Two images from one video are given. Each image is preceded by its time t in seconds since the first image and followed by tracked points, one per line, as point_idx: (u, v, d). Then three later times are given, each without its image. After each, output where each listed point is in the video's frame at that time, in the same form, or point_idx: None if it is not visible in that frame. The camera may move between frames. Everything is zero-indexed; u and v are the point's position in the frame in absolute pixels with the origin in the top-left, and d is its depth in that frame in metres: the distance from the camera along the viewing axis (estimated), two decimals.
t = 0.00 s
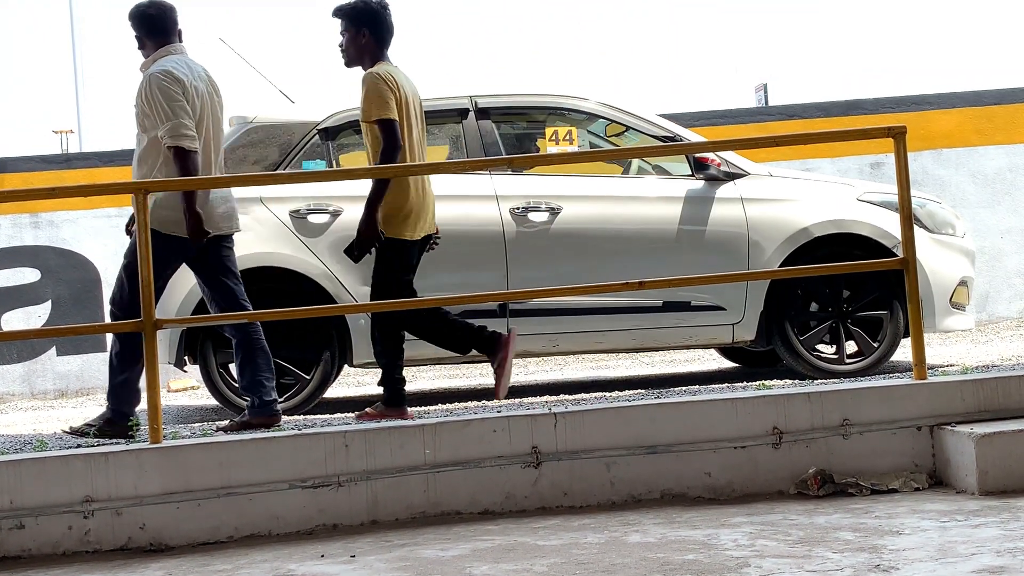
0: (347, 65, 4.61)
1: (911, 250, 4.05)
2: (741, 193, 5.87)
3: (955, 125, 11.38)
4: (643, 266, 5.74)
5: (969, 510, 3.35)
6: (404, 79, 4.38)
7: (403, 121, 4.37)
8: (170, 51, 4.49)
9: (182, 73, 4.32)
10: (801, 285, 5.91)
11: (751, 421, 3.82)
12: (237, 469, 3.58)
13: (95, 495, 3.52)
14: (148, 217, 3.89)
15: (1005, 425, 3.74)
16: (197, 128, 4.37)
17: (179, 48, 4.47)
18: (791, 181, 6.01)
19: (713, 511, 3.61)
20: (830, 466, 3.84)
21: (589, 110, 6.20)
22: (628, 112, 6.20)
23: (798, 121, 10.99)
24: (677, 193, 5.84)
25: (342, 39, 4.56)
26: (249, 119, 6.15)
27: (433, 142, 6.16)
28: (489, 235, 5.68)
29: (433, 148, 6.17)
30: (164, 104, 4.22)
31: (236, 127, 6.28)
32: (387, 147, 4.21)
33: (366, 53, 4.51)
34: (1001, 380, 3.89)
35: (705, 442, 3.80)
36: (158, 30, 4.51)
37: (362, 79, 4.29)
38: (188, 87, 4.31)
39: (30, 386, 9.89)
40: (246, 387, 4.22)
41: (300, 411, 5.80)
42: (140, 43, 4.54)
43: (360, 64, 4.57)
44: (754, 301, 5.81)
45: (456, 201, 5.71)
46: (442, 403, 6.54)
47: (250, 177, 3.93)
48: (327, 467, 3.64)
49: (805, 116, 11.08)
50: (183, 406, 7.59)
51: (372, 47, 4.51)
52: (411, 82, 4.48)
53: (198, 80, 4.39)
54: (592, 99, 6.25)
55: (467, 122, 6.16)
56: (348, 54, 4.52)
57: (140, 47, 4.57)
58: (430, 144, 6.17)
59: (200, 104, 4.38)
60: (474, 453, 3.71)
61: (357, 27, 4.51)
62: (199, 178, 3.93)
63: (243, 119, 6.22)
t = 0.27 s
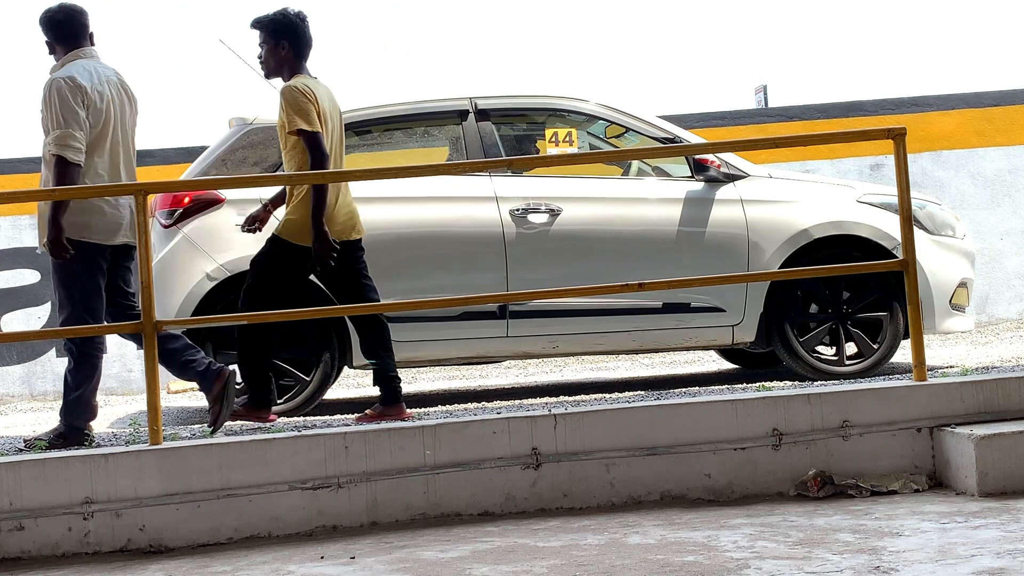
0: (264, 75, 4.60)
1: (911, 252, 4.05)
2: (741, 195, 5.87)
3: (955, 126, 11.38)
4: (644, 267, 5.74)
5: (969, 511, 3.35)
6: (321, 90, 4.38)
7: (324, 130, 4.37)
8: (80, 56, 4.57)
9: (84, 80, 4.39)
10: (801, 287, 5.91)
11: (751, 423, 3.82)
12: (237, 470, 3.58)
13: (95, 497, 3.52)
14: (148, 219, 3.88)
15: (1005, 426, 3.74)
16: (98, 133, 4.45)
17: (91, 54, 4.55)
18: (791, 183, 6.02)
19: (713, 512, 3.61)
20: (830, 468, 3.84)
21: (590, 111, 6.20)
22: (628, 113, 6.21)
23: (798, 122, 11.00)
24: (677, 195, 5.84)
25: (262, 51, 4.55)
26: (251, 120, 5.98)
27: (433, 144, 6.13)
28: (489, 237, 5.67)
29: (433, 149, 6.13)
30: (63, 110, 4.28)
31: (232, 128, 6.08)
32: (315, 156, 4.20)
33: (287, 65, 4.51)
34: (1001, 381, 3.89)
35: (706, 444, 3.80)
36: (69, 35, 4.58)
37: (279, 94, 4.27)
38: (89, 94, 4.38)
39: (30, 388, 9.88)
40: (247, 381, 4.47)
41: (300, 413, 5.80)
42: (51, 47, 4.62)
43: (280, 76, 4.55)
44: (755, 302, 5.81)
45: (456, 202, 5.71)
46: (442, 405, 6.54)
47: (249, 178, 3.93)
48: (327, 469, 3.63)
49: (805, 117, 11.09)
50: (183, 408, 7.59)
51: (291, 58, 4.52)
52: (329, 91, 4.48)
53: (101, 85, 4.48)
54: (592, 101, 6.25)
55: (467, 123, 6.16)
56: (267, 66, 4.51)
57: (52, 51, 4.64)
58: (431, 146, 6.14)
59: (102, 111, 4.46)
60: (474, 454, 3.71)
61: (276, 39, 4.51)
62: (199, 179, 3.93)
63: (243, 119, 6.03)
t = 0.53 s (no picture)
0: (161, 86, 4.62)
1: (911, 252, 4.05)
2: (741, 196, 5.87)
3: (955, 127, 11.38)
4: (643, 268, 5.74)
5: (968, 512, 3.35)
6: (219, 103, 4.44)
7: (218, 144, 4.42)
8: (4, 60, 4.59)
9: None
10: (801, 287, 5.91)
11: (751, 423, 3.82)
12: (238, 471, 3.58)
13: (95, 498, 3.52)
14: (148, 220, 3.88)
15: (1005, 427, 3.74)
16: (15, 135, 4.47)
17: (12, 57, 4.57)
18: (791, 184, 6.02)
19: (712, 513, 3.61)
20: (830, 468, 3.84)
21: (589, 112, 6.20)
22: (627, 114, 6.21)
23: (798, 123, 11.01)
24: (677, 196, 5.84)
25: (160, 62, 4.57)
26: (248, 121, 6.03)
27: (433, 144, 6.15)
28: (488, 237, 5.67)
29: (433, 149, 6.17)
30: None
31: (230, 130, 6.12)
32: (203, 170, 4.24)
33: (185, 75, 4.53)
34: (1001, 382, 3.89)
35: (705, 445, 3.80)
36: None
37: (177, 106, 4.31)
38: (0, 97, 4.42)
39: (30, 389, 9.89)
40: (195, 400, 4.61)
41: (300, 414, 5.80)
42: None
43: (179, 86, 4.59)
44: (754, 303, 5.81)
45: (455, 203, 5.71)
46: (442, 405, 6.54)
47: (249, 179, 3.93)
48: (327, 470, 3.63)
49: (805, 118, 11.09)
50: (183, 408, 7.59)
51: (189, 68, 4.54)
52: (228, 100, 4.53)
53: (18, 87, 4.50)
54: (592, 101, 6.25)
55: (467, 124, 6.15)
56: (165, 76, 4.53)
57: None
58: (430, 146, 6.17)
59: (20, 113, 4.48)
60: (474, 455, 3.70)
61: (175, 51, 4.53)
62: (199, 180, 3.93)
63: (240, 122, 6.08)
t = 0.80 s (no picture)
0: (71, 93, 4.74)
1: (911, 253, 4.05)
2: (741, 196, 5.87)
3: (955, 127, 11.39)
4: (644, 269, 5.74)
5: (969, 512, 3.36)
6: (130, 112, 4.63)
7: (127, 153, 4.58)
8: None
9: None
10: (801, 288, 5.91)
11: (751, 424, 3.82)
12: (237, 471, 3.58)
13: (95, 498, 3.52)
14: (149, 221, 3.88)
15: (1005, 428, 3.74)
16: None
17: None
18: (791, 184, 6.02)
19: (712, 513, 3.61)
20: (830, 469, 3.84)
21: (589, 112, 6.20)
22: (627, 114, 6.21)
23: (798, 123, 11.02)
24: (677, 196, 5.84)
25: (70, 69, 4.71)
26: (250, 121, 5.99)
27: (433, 145, 6.16)
28: (488, 238, 5.67)
29: (433, 150, 6.18)
30: None
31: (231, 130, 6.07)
32: (101, 175, 4.39)
33: (95, 84, 4.68)
34: (1001, 382, 3.89)
35: (705, 445, 3.80)
36: None
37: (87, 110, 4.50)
38: None
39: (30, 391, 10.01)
40: (193, 398, 4.71)
41: (300, 414, 5.80)
42: None
43: (88, 94, 4.73)
44: (754, 303, 5.81)
45: (455, 203, 5.71)
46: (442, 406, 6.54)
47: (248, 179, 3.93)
48: (327, 470, 3.63)
49: (805, 119, 11.09)
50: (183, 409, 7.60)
51: (100, 77, 4.69)
52: (138, 109, 4.72)
53: None
54: (592, 102, 6.25)
55: (467, 124, 6.15)
56: (74, 83, 4.67)
57: None
58: (430, 146, 6.17)
59: None
60: (474, 455, 3.70)
61: (85, 59, 4.66)
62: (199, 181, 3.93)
63: (242, 122, 6.03)
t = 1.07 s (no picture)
0: None
1: (911, 253, 4.05)
2: (741, 196, 5.87)
3: (954, 127, 11.39)
4: (644, 269, 5.74)
5: (968, 512, 3.36)
6: (32, 120, 4.95)
7: (31, 160, 4.90)
8: None
9: None
10: (801, 288, 5.90)
11: (751, 424, 3.82)
12: (238, 472, 3.58)
13: (95, 498, 3.52)
14: (148, 222, 3.88)
15: (1005, 428, 3.74)
16: None
17: None
18: (791, 184, 6.02)
19: (712, 514, 3.61)
20: (830, 469, 3.84)
21: (589, 112, 6.20)
22: (628, 114, 6.21)
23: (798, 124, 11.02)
24: (677, 196, 5.84)
25: None
26: (251, 121, 5.99)
27: (433, 145, 6.17)
28: (488, 238, 5.67)
29: (432, 151, 6.20)
30: None
31: (231, 130, 6.07)
32: (11, 183, 4.74)
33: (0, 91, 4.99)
34: (1001, 383, 3.89)
35: (705, 445, 3.80)
36: None
37: None
38: None
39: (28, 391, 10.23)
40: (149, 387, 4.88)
41: (300, 415, 5.80)
42: None
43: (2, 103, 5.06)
44: (755, 304, 5.81)
45: (455, 203, 5.71)
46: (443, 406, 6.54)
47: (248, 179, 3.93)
48: (327, 470, 3.63)
49: (805, 119, 11.10)
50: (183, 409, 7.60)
51: (5, 86, 5.00)
52: (41, 118, 5.04)
53: None
54: (592, 102, 6.24)
55: (467, 124, 6.15)
56: None
57: None
58: (430, 147, 6.19)
59: None
60: (474, 456, 3.70)
61: None
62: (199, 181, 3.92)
63: (242, 122, 6.03)
